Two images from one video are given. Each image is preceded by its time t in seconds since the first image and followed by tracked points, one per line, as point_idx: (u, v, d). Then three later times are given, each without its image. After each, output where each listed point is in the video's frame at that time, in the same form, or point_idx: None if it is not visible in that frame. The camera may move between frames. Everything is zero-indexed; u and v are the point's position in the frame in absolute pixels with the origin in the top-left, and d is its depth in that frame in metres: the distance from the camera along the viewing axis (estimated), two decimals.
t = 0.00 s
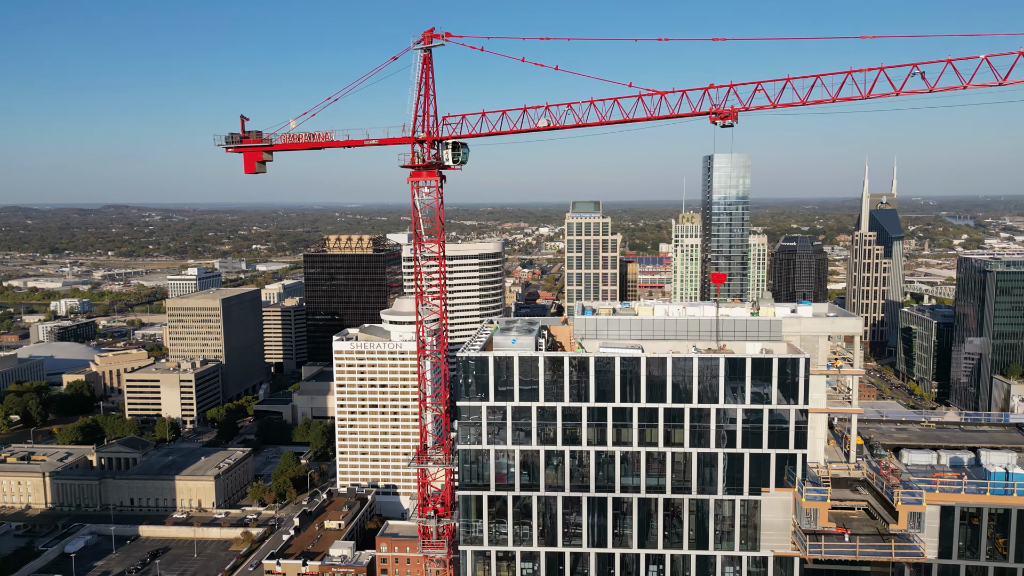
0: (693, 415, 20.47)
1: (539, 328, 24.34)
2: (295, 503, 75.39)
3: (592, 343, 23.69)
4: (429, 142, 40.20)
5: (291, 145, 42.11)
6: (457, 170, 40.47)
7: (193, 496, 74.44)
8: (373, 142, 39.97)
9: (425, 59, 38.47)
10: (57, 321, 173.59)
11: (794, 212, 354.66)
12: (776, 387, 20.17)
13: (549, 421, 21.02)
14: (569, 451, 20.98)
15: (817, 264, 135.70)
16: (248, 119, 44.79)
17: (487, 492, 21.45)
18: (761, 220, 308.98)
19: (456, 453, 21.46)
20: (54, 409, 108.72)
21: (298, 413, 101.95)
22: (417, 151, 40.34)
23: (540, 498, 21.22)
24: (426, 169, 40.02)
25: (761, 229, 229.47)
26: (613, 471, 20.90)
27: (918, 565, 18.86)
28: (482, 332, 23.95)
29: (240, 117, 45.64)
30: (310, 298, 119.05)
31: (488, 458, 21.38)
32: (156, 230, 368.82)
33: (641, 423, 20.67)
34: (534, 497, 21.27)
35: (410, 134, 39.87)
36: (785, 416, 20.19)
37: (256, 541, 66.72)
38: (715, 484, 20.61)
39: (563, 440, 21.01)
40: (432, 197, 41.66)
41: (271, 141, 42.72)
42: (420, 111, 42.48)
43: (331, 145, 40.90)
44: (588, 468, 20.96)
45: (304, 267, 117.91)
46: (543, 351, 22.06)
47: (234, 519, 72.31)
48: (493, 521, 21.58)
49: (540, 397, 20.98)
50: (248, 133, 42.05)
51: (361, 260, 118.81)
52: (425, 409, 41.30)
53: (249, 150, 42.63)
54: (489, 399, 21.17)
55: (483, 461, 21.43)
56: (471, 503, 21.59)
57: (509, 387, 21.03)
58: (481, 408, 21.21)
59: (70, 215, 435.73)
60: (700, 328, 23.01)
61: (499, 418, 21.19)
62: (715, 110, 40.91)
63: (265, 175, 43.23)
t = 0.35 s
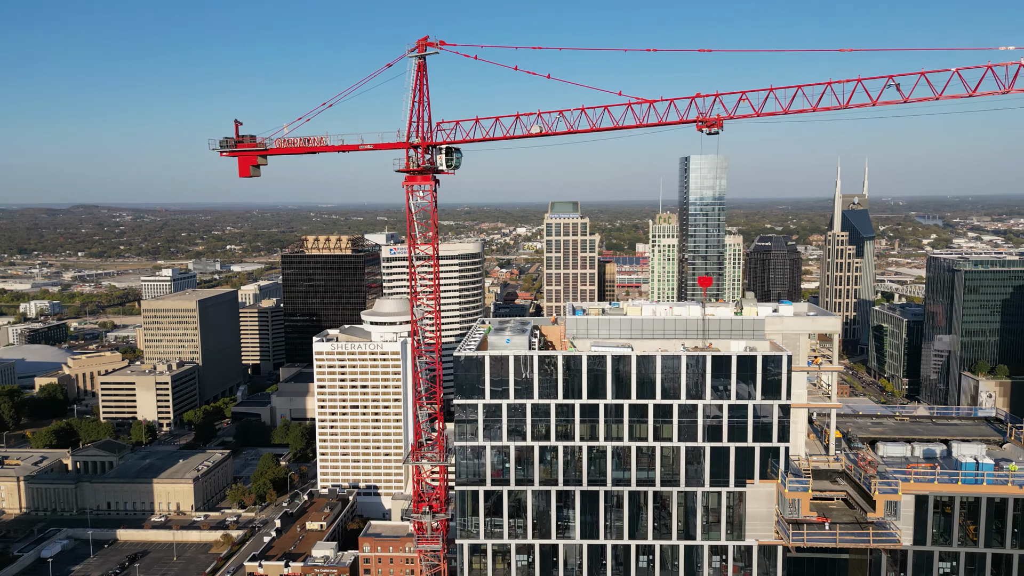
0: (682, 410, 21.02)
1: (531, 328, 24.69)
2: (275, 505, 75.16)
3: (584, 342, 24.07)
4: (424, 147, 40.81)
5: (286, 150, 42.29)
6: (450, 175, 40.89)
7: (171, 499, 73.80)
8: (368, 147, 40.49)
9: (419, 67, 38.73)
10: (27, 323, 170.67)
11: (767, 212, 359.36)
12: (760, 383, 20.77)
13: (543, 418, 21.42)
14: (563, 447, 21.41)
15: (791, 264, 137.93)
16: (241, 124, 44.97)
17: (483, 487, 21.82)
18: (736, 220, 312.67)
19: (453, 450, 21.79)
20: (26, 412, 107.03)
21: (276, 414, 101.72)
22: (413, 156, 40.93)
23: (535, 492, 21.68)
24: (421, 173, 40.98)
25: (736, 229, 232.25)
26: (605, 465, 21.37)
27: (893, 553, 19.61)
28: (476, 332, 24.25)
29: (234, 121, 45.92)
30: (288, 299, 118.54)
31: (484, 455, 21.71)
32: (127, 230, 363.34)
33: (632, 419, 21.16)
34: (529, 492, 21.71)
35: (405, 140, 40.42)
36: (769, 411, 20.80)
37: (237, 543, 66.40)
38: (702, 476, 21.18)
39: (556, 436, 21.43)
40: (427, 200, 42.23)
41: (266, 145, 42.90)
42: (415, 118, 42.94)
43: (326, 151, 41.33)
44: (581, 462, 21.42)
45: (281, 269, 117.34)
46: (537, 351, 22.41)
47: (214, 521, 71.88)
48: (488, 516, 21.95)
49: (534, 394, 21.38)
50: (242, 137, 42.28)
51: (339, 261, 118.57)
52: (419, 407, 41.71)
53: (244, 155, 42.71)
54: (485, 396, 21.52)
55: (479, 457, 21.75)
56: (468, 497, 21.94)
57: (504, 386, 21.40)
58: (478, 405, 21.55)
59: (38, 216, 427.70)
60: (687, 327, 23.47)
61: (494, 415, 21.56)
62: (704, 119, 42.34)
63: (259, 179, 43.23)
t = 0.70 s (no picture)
0: (667, 406, 21.63)
1: (520, 327, 25.02)
2: (252, 507, 74.76)
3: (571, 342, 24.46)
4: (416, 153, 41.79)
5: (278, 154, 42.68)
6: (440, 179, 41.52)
7: (146, 503, 72.96)
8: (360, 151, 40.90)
9: (410, 74, 38.99)
10: None
11: (738, 212, 364.13)
12: (742, 380, 21.43)
13: (534, 414, 21.89)
14: (553, 442, 21.89)
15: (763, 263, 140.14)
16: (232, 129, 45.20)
17: (476, 482, 22.18)
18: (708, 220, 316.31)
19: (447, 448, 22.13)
20: None
21: (252, 416, 101.19)
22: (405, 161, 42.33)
23: (526, 487, 22.12)
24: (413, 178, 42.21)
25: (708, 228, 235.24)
26: (593, 460, 21.90)
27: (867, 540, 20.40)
28: (467, 332, 24.60)
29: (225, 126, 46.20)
30: (262, 301, 117.74)
31: (477, 452, 22.09)
32: (94, 231, 356.85)
33: (620, 415, 21.74)
34: (521, 487, 22.13)
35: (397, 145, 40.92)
36: (750, 406, 21.47)
37: (214, 546, 65.97)
38: (687, 469, 21.80)
39: (547, 432, 21.90)
40: (419, 204, 42.81)
41: (256, 149, 43.17)
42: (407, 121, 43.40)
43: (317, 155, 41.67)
44: (570, 457, 21.91)
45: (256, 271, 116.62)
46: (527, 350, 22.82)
47: (190, 525, 71.28)
48: (482, 511, 22.34)
49: (527, 392, 21.84)
50: (232, 142, 42.52)
51: (314, 262, 117.87)
52: (412, 406, 42.29)
53: (235, 158, 42.97)
54: (478, 394, 21.91)
55: (472, 454, 22.13)
56: (462, 493, 22.29)
57: (497, 384, 21.83)
58: (470, 403, 21.95)
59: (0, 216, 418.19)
60: (672, 326, 24.00)
61: (486, 412, 21.98)
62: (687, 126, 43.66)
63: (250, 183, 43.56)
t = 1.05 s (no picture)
0: (657, 402, 22.21)
1: (512, 327, 25.40)
2: (233, 509, 74.39)
3: (563, 341, 24.83)
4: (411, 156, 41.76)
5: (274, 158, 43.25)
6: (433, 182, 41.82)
7: (124, 506, 72.23)
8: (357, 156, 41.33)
9: (403, 81, 39.17)
10: None
11: (714, 212, 368.16)
12: (728, 376, 22.06)
13: (528, 411, 22.37)
14: (548, 438, 22.38)
15: (739, 263, 141.82)
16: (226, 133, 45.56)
17: (472, 478, 22.60)
18: (685, 220, 319.51)
19: (445, 444, 22.52)
20: None
21: (231, 418, 100.55)
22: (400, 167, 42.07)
23: (522, 481, 22.56)
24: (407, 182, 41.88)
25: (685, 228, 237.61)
26: (586, 455, 22.42)
27: (847, 529, 21.03)
28: (462, 332, 24.97)
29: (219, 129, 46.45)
30: (241, 302, 117.03)
31: (472, 448, 22.51)
32: (66, 232, 351.33)
33: (611, 411, 22.28)
34: (516, 482, 22.56)
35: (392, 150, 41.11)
36: (737, 402, 22.08)
37: (195, 549, 65.56)
38: (675, 463, 22.40)
39: (541, 428, 22.37)
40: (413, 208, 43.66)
41: (251, 153, 43.54)
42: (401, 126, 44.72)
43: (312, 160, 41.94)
44: (564, 452, 22.41)
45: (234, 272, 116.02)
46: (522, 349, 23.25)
47: (170, 527, 70.76)
48: (478, 505, 22.74)
49: (522, 388, 22.29)
50: (227, 146, 42.77)
51: (292, 263, 117.16)
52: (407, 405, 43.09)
53: (229, 162, 43.29)
54: (475, 392, 22.33)
55: (468, 451, 22.54)
56: (458, 488, 22.69)
57: (492, 381, 22.26)
58: (467, 401, 22.36)
59: None
60: (660, 325, 24.50)
61: (483, 409, 22.41)
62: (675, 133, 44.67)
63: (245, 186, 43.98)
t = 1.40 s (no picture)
0: (652, 399, 22.76)
1: (510, 326, 25.84)
2: (219, 511, 74.23)
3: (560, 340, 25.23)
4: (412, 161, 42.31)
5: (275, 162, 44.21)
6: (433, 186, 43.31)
7: (110, 509, 71.82)
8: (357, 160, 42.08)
9: (403, 87, 39.50)
10: None
11: (697, 212, 371.01)
12: (720, 374, 22.63)
13: (527, 409, 22.83)
14: (546, 435, 22.86)
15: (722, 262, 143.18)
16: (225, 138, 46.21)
17: (472, 474, 23.05)
18: (668, 220, 321.83)
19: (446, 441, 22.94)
20: None
21: (216, 420, 100.13)
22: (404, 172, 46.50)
23: (521, 477, 23.03)
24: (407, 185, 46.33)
25: (668, 228, 239.42)
26: (582, 451, 22.93)
27: (833, 520, 21.65)
28: (460, 332, 25.37)
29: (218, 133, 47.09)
30: (225, 304, 116.39)
31: (472, 444, 22.96)
32: (44, 232, 347.00)
33: (607, 409, 22.80)
34: (515, 477, 23.04)
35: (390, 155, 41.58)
36: (728, 399, 22.66)
37: (182, 551, 65.37)
38: (669, 457, 22.93)
39: (540, 425, 22.85)
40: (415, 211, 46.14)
41: (251, 157, 44.29)
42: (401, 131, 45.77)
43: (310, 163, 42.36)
44: (562, 449, 22.91)
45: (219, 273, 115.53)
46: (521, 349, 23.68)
47: (156, 530, 70.49)
48: (479, 501, 23.18)
49: (522, 387, 22.78)
50: (229, 150, 43.69)
51: (277, 264, 116.83)
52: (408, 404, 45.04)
53: (230, 166, 44.03)
54: (475, 391, 22.78)
55: (469, 447, 23.00)
56: (460, 484, 23.12)
57: (492, 379, 22.71)
58: (468, 400, 22.79)
59: None
60: (654, 325, 24.98)
61: (483, 407, 22.83)
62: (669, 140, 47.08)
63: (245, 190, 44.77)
